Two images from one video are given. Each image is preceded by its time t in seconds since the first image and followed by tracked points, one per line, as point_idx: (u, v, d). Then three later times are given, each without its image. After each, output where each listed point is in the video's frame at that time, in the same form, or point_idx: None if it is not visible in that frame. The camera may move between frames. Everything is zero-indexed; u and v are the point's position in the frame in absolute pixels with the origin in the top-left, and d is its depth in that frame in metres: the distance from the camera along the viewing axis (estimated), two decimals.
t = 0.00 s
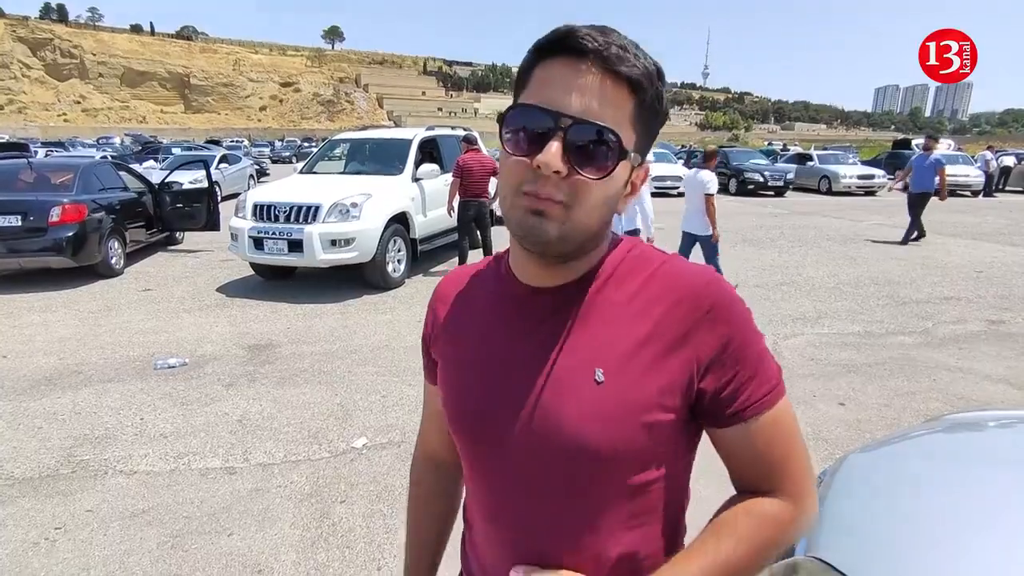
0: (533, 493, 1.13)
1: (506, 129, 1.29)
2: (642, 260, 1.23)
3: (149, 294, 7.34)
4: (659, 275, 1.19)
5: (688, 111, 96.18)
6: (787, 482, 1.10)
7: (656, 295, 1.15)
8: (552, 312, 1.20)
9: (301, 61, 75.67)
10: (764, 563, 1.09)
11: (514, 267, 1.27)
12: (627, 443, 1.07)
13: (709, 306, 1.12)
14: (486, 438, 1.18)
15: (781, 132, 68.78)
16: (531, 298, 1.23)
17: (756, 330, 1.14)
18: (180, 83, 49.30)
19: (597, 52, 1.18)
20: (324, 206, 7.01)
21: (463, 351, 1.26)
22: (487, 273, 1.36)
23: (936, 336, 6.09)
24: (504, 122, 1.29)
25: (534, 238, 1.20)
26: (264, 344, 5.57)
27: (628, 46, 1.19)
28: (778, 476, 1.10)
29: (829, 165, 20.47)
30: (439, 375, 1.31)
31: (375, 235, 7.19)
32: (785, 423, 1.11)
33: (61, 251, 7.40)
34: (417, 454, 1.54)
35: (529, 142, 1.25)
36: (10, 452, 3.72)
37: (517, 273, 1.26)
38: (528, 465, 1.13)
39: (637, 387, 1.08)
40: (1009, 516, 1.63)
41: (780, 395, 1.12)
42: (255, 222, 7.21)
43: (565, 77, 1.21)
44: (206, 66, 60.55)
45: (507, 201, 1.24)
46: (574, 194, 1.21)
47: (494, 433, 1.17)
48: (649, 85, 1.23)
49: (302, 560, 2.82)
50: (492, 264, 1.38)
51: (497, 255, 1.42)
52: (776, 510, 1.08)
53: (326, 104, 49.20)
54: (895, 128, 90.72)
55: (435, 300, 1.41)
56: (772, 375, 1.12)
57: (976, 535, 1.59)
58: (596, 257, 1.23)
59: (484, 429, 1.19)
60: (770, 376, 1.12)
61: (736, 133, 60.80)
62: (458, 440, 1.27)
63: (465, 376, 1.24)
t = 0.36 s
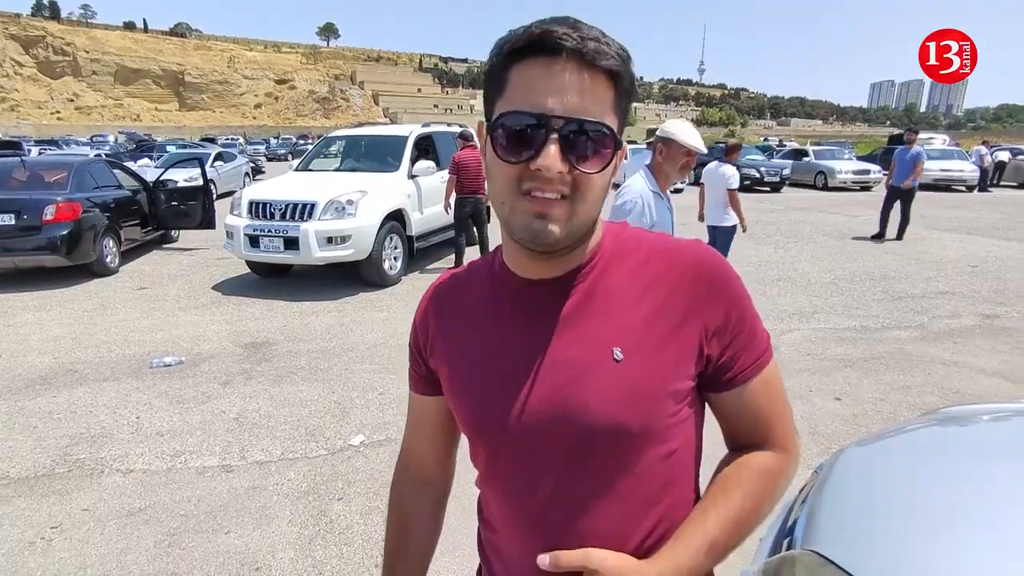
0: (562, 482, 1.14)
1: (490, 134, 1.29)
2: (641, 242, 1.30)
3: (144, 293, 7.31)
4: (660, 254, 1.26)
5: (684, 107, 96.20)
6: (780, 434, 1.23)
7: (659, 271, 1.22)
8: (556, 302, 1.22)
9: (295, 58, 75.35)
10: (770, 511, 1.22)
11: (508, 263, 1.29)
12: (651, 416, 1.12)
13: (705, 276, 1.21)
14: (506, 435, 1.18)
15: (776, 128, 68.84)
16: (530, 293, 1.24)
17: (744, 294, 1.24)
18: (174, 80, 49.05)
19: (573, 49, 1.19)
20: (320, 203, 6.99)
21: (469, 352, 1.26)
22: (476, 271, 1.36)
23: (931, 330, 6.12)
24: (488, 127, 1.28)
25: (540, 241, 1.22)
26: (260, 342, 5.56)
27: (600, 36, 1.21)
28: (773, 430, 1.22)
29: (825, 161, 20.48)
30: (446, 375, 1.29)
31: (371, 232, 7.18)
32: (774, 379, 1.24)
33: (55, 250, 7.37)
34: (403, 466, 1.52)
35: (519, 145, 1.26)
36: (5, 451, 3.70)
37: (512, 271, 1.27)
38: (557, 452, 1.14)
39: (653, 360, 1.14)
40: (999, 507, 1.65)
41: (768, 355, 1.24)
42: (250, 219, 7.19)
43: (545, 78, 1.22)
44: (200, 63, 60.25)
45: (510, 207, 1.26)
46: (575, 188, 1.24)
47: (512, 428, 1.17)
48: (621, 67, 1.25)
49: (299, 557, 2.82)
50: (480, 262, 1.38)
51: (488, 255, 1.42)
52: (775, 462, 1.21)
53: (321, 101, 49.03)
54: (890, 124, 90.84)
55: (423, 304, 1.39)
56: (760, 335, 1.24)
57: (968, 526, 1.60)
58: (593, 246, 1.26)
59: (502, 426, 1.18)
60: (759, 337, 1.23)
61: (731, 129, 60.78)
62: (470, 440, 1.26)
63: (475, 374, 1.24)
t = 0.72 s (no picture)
0: (568, 490, 1.12)
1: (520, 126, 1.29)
2: (668, 252, 1.24)
3: (119, 297, 7.20)
4: (686, 265, 1.20)
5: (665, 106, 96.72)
6: (810, 469, 1.11)
7: (686, 281, 1.17)
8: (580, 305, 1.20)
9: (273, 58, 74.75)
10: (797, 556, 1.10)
11: (534, 260, 1.27)
12: (665, 430, 1.07)
13: (738, 290, 1.15)
14: (518, 438, 1.17)
15: (754, 127, 69.55)
16: (555, 293, 1.22)
17: (780, 315, 1.16)
18: (150, 81, 48.41)
19: (605, 40, 1.18)
20: (299, 205, 6.93)
21: (487, 352, 1.24)
22: (504, 268, 1.34)
23: (905, 325, 6.22)
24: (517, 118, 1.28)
25: (561, 232, 1.20)
26: (239, 346, 5.50)
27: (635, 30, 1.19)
28: (803, 464, 1.11)
29: (802, 159, 20.74)
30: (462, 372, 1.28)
31: (351, 233, 7.14)
32: (810, 409, 1.13)
33: (26, 255, 7.23)
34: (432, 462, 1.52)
35: (545, 136, 1.24)
36: None
37: (537, 267, 1.26)
38: (562, 457, 1.11)
39: (673, 372, 1.09)
40: (974, 507, 1.68)
41: (804, 380, 1.14)
42: (228, 222, 7.12)
43: (576, 69, 1.21)
44: (177, 64, 59.52)
45: (531, 197, 1.23)
46: (600, 182, 1.20)
47: (524, 430, 1.16)
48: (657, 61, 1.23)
49: (279, 562, 2.80)
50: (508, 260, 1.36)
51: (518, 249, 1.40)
52: (804, 501, 1.09)
53: (302, 102, 48.67)
54: (865, 122, 92.23)
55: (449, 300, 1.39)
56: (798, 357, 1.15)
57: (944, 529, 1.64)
58: (622, 248, 1.23)
59: (514, 428, 1.17)
60: (794, 361, 1.14)
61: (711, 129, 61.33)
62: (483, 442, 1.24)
63: (491, 375, 1.22)
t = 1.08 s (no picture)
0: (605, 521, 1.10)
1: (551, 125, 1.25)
2: (721, 270, 1.21)
3: (77, 303, 7.02)
4: (742, 288, 1.17)
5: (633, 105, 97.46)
6: (883, 490, 1.14)
7: (742, 309, 1.13)
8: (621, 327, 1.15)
9: (239, 57, 73.53)
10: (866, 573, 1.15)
11: (571, 278, 1.20)
12: (714, 471, 1.06)
13: (799, 322, 1.12)
14: (551, 463, 1.13)
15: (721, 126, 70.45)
16: (595, 312, 1.17)
17: (844, 345, 1.15)
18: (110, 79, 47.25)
19: (642, 30, 1.15)
20: (265, 206, 6.82)
21: (519, 369, 1.19)
22: (534, 272, 1.29)
23: (867, 319, 6.36)
24: (550, 117, 1.25)
25: (591, 236, 1.13)
26: (202, 351, 5.40)
27: (674, 19, 1.16)
28: (873, 484, 1.13)
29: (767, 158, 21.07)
30: (488, 383, 1.23)
31: (319, 234, 7.05)
32: (879, 433, 1.14)
33: None
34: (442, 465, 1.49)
35: (577, 134, 1.19)
36: None
37: (571, 280, 1.21)
38: (604, 491, 1.09)
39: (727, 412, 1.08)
40: (935, 510, 1.78)
41: (870, 408, 1.14)
42: (191, 224, 6.98)
43: (611, 62, 1.18)
44: (138, 61, 58.18)
45: (558, 197, 1.17)
46: (635, 182, 1.12)
47: (559, 457, 1.12)
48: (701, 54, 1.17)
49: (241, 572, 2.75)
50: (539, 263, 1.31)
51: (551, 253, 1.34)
52: (871, 527, 1.13)
53: (269, 100, 47.93)
54: (829, 122, 94.17)
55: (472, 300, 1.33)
56: (861, 387, 1.14)
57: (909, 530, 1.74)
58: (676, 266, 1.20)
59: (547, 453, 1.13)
60: (861, 389, 1.15)
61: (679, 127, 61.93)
62: (506, 456, 1.21)
63: (521, 392, 1.17)
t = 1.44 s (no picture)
0: (602, 524, 1.10)
1: (577, 118, 1.23)
2: (751, 280, 1.18)
3: (43, 306, 6.86)
4: (773, 302, 1.14)
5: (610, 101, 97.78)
6: (891, 524, 1.14)
7: (769, 327, 1.11)
8: (643, 330, 1.14)
9: (210, 53, 72.40)
10: None
11: (597, 274, 1.20)
12: (720, 489, 1.05)
13: (831, 348, 1.09)
14: (555, 459, 1.13)
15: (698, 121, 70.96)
16: (623, 313, 1.16)
17: (878, 373, 1.11)
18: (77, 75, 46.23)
19: (667, 21, 1.09)
20: (238, 205, 6.72)
21: (535, 362, 1.19)
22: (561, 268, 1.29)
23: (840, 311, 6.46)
24: (574, 113, 1.24)
25: (606, 245, 1.12)
26: (173, 353, 5.30)
27: (706, 4, 1.08)
28: (882, 523, 1.13)
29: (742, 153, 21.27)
30: (501, 372, 1.23)
31: (294, 233, 6.96)
32: (895, 466, 1.13)
33: None
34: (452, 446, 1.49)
35: (598, 134, 1.18)
36: None
37: (598, 276, 1.20)
38: (608, 493, 1.09)
39: (742, 432, 1.05)
40: (934, 499, 1.79)
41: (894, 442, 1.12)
42: (161, 223, 6.85)
43: (633, 57, 1.14)
44: (105, 57, 57.00)
45: (577, 199, 1.16)
46: (651, 190, 1.10)
47: (564, 456, 1.12)
48: (737, 43, 1.08)
49: None
50: (568, 259, 1.30)
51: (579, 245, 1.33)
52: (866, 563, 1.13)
53: (241, 97, 47.26)
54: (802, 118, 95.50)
55: (498, 284, 1.33)
56: (888, 421, 1.12)
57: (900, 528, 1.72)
58: (706, 274, 1.18)
59: (550, 447, 1.13)
60: (888, 422, 1.12)
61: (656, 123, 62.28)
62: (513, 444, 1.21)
63: (532, 387, 1.17)
